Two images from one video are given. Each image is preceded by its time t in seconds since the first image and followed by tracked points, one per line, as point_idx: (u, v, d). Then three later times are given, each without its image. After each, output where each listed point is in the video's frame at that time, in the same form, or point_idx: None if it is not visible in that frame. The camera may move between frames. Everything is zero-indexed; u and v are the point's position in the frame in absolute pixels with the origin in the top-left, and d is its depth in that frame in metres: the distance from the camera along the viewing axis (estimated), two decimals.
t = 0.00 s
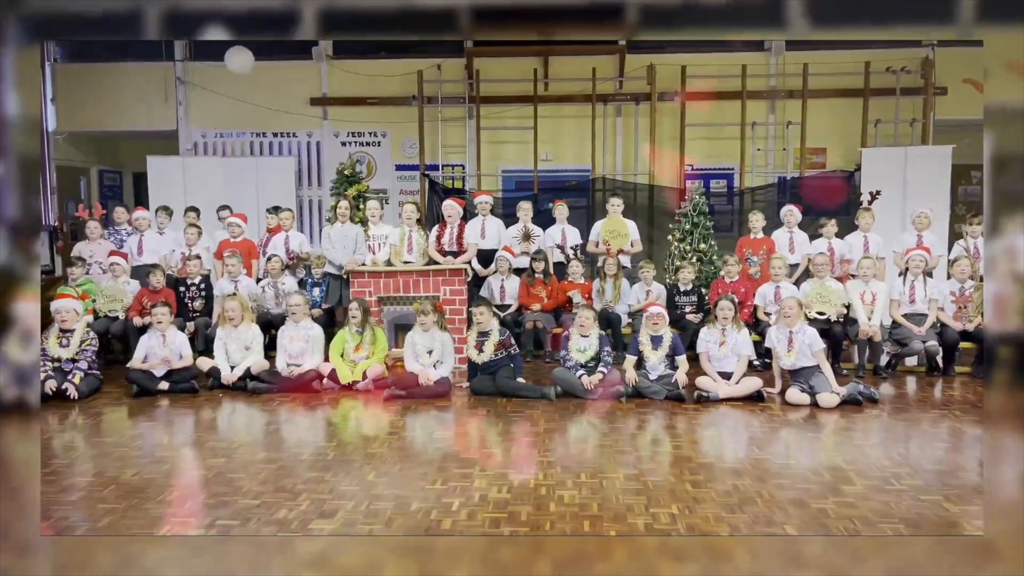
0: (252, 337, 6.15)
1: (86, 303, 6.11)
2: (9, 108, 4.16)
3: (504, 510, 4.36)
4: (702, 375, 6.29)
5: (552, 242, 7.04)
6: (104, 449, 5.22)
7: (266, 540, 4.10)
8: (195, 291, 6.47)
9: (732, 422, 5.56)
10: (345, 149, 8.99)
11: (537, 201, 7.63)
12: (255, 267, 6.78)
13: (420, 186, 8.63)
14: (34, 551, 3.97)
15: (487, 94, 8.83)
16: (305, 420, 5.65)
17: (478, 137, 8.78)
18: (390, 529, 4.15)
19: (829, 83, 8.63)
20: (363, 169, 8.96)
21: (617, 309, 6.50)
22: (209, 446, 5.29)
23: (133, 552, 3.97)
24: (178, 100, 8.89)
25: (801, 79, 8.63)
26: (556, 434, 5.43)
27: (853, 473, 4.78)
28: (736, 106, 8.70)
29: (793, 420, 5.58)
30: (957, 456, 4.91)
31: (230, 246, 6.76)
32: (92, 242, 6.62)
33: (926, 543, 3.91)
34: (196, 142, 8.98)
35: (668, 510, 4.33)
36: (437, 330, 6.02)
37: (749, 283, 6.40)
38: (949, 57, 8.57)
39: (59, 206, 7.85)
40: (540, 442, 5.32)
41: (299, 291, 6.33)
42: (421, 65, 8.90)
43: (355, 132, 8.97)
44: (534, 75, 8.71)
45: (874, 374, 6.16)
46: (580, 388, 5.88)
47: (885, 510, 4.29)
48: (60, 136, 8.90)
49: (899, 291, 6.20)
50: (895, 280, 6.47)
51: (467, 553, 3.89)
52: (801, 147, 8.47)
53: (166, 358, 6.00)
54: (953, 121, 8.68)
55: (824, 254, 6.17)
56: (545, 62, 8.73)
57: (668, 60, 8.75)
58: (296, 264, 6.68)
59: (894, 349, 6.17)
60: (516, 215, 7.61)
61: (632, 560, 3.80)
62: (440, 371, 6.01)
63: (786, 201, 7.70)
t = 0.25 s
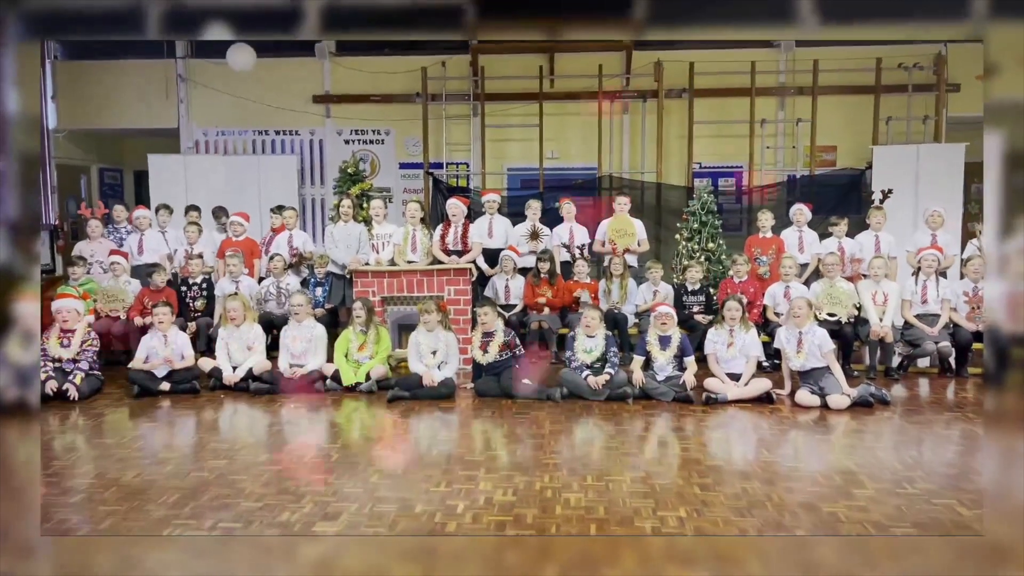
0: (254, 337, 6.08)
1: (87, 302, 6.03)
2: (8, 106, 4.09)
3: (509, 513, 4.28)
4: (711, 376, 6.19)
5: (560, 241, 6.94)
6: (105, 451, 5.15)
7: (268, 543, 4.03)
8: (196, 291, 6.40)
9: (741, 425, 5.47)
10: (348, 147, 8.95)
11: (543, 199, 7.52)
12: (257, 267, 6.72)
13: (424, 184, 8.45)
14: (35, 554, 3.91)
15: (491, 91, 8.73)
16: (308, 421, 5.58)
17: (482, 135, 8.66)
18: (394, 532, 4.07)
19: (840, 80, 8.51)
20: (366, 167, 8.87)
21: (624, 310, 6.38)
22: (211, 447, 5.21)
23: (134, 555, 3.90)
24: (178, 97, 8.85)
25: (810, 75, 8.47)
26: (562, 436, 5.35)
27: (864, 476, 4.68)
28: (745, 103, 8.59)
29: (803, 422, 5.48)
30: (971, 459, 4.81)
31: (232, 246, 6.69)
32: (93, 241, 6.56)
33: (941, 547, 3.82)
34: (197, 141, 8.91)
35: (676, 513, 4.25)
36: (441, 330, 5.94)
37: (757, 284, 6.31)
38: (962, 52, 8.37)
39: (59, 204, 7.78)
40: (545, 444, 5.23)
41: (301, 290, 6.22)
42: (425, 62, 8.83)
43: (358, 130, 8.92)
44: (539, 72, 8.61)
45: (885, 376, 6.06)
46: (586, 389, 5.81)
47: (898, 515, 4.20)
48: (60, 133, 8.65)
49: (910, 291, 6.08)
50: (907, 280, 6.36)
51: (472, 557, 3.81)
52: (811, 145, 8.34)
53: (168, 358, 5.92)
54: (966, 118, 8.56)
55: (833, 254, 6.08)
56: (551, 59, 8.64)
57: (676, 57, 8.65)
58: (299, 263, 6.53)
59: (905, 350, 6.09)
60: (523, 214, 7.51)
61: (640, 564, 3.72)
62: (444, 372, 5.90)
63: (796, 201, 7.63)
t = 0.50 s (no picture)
0: (254, 338, 5.95)
1: (84, 303, 5.92)
2: (3, 102, 3.89)
3: (514, 519, 4.14)
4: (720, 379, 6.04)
5: (567, 240, 6.80)
6: (102, 454, 5.03)
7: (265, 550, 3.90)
8: (195, 291, 6.31)
9: (753, 428, 5.33)
10: (350, 144, 8.77)
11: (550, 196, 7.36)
12: (257, 267, 6.60)
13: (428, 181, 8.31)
14: (28, 560, 3.79)
15: (497, 87, 8.60)
16: (308, 424, 5.45)
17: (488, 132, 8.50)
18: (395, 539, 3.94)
19: (854, 75, 8.37)
20: (368, 165, 8.75)
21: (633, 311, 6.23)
22: (209, 451, 5.09)
23: (128, 562, 3.77)
24: (178, 94, 8.71)
25: (824, 70, 8.37)
26: (568, 440, 5.21)
27: (879, 482, 4.54)
28: (756, 98, 8.43)
29: (816, 426, 5.33)
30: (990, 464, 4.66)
31: (231, 245, 6.56)
32: (89, 240, 6.40)
33: (961, 556, 3.67)
34: (197, 138, 8.81)
35: (686, 519, 4.11)
36: (445, 330, 5.81)
37: (769, 283, 6.17)
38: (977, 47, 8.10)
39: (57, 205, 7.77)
40: (551, 448, 5.10)
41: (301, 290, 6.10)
42: (429, 57, 8.67)
43: (360, 126, 8.77)
44: (546, 67, 8.47)
45: (901, 378, 5.94)
46: (593, 391, 5.67)
47: (915, 522, 4.05)
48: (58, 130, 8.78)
49: (927, 291, 5.92)
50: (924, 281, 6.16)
51: (475, 565, 3.68)
52: (824, 142, 8.24)
53: (166, 359, 5.79)
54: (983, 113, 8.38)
55: (847, 253, 5.93)
56: (558, 53, 8.50)
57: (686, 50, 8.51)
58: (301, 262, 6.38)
59: (921, 352, 5.96)
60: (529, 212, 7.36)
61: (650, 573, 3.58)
62: (447, 374, 5.77)
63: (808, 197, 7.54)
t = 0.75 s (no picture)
0: (254, 340, 5.84)
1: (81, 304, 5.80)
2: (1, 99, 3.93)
3: (520, 525, 4.01)
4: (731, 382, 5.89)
5: (575, 239, 6.64)
6: (100, 458, 4.92)
7: (264, 559, 3.78)
8: (194, 291, 6.19)
9: (765, 432, 5.19)
10: (352, 141, 8.59)
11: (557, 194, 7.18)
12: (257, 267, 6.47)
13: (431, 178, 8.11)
14: (23, 567, 3.67)
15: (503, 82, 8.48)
16: (310, 427, 5.33)
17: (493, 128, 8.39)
18: (396, 546, 3.82)
19: (868, 70, 8.24)
20: (371, 162, 8.60)
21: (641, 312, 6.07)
22: (209, 455, 4.97)
23: (123, 569, 3.66)
24: (176, 89, 8.49)
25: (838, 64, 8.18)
26: (576, 444, 5.08)
27: (895, 487, 4.39)
28: (768, 94, 8.28)
29: (830, 429, 5.19)
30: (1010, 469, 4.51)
31: (231, 245, 6.43)
32: (86, 239, 6.30)
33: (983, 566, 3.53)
34: (195, 134, 8.58)
35: (697, 526, 3.97)
36: (449, 331, 5.66)
37: (781, 283, 6.03)
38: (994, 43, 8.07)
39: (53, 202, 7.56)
40: (558, 453, 4.97)
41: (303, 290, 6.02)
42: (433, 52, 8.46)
43: (362, 123, 8.58)
44: (552, 62, 8.29)
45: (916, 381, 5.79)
46: (601, 394, 5.53)
47: (933, 529, 3.92)
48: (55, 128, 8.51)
49: (944, 291, 5.75)
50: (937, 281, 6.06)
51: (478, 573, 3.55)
52: (839, 138, 7.92)
53: (165, 361, 5.70)
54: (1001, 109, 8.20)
55: (861, 253, 5.77)
56: (564, 48, 8.32)
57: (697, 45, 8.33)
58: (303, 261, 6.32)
59: (938, 355, 5.78)
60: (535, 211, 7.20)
61: None
62: (452, 376, 5.65)
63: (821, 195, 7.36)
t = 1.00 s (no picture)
0: (259, 340, 5.79)
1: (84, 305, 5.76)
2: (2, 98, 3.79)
3: (526, 529, 3.95)
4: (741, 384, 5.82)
5: (581, 240, 6.59)
6: (103, 460, 4.87)
7: (268, 562, 3.74)
8: (197, 293, 6.13)
9: (775, 435, 5.12)
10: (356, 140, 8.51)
11: (563, 194, 7.08)
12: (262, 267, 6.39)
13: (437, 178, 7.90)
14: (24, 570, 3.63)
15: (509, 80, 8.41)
16: (315, 430, 5.28)
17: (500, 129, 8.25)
18: (401, 551, 3.76)
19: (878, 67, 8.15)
20: (376, 162, 8.49)
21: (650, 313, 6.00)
22: (213, 457, 4.92)
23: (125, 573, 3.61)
24: (179, 89, 8.31)
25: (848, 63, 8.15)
26: (583, 447, 5.01)
27: (907, 491, 4.32)
28: (779, 92, 8.20)
29: (841, 432, 5.12)
30: None
31: (235, 245, 6.38)
32: (88, 240, 6.27)
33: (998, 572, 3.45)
34: (199, 134, 8.46)
35: (706, 530, 3.90)
36: (455, 333, 5.61)
37: (792, 284, 5.96)
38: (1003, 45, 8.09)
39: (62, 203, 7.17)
40: (565, 455, 4.91)
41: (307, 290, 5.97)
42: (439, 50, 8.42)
43: (368, 123, 8.52)
44: (559, 60, 8.17)
45: (930, 384, 5.69)
46: (609, 396, 5.48)
47: (945, 533, 3.85)
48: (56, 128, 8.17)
49: (957, 292, 5.63)
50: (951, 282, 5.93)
51: None
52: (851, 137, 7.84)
53: (168, 363, 5.65)
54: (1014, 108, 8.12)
55: (873, 253, 5.70)
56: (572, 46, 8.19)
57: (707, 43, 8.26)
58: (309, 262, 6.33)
59: (951, 357, 5.69)
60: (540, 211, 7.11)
61: None
62: (458, 378, 5.58)
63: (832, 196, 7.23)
